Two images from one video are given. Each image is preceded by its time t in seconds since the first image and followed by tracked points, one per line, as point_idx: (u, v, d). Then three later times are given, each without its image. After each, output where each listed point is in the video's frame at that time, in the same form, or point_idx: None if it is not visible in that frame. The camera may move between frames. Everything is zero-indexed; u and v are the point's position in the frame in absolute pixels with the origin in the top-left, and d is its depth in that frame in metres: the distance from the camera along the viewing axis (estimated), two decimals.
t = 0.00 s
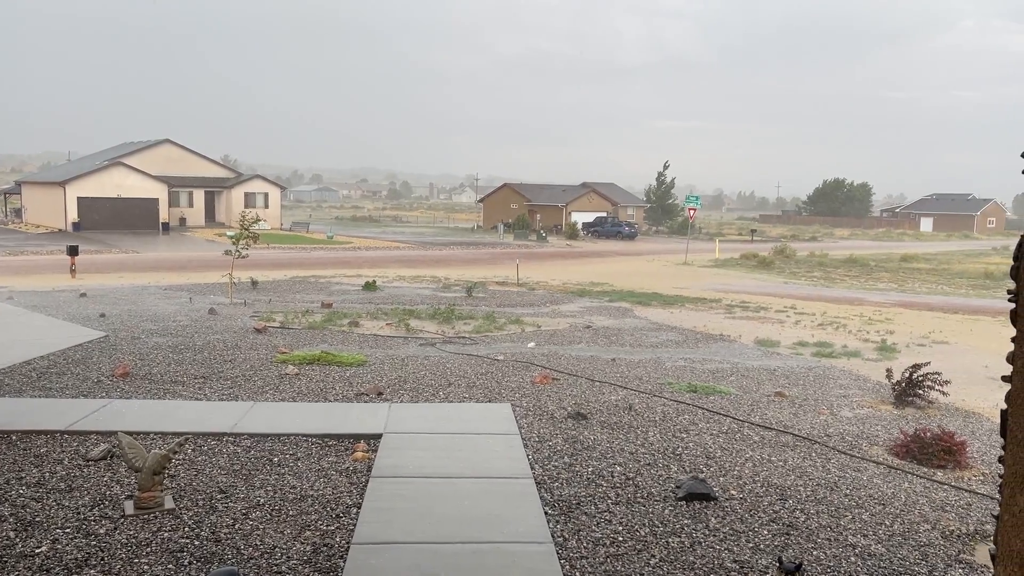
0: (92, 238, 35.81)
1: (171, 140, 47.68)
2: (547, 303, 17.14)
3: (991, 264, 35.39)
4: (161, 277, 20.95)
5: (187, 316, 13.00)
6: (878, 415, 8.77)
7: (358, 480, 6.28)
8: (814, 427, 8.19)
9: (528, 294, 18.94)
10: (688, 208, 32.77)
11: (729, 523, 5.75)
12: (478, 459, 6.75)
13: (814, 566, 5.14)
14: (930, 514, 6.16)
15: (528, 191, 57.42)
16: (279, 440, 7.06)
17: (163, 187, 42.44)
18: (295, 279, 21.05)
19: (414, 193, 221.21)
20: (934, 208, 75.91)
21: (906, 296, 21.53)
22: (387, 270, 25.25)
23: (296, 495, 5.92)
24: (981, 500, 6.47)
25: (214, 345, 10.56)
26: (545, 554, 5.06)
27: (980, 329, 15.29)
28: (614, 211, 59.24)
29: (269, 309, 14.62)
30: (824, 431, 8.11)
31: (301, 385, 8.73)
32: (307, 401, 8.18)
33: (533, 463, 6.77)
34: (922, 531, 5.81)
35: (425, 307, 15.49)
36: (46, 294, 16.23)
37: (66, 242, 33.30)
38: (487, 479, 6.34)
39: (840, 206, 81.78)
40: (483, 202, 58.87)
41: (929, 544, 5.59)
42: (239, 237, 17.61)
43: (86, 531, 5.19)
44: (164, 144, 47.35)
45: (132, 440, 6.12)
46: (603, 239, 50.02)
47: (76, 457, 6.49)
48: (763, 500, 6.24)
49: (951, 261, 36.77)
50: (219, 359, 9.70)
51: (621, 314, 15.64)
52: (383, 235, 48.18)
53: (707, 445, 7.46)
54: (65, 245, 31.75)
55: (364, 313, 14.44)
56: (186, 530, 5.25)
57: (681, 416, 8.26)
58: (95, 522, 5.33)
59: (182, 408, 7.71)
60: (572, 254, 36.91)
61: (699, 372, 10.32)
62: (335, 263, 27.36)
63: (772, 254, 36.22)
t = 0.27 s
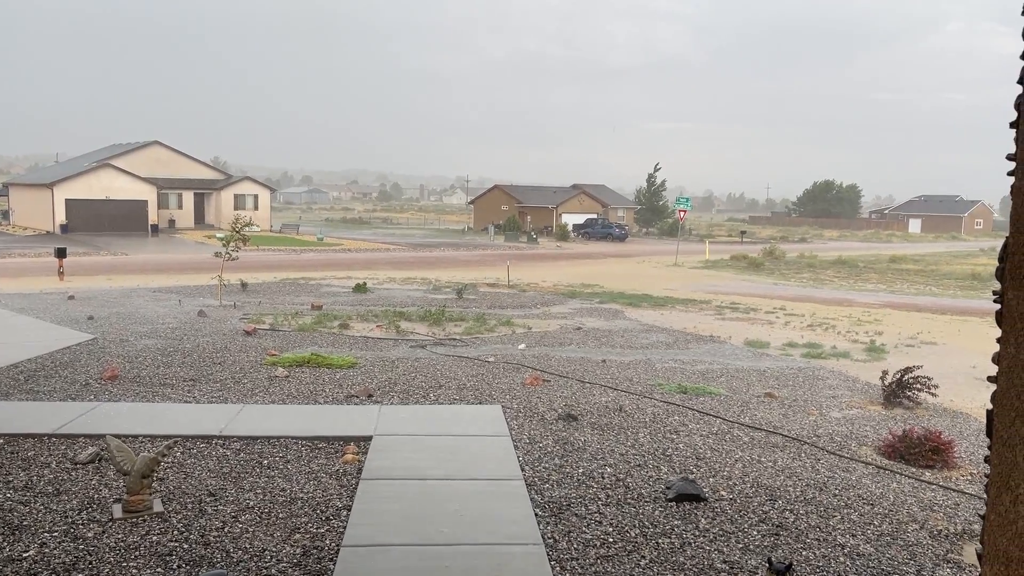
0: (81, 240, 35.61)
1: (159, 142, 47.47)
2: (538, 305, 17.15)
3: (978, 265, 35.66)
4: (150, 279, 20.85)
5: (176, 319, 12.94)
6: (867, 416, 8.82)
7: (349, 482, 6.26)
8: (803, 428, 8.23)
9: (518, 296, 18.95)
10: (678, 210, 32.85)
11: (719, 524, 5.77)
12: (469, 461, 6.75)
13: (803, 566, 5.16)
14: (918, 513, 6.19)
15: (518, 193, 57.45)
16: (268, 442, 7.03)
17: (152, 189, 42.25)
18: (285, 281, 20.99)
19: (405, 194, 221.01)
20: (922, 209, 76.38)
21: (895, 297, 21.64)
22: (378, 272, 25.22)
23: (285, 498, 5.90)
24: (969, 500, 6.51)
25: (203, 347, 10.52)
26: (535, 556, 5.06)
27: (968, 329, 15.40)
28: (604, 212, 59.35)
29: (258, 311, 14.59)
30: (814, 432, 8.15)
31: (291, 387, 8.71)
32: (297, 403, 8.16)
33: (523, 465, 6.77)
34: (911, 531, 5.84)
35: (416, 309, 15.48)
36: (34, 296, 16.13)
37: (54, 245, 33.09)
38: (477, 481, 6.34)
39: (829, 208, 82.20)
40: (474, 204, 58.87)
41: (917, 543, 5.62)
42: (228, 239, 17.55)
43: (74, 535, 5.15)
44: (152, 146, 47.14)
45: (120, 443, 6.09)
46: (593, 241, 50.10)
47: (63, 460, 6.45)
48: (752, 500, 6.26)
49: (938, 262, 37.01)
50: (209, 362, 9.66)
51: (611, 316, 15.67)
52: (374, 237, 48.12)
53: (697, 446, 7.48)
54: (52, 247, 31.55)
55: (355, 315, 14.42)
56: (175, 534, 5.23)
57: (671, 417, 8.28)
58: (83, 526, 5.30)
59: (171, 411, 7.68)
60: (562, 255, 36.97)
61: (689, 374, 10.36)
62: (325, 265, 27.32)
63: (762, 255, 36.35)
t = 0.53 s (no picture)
0: (67, 243, 35.38)
1: (148, 144, 47.24)
2: (527, 307, 17.16)
3: (965, 266, 35.92)
4: (136, 282, 20.73)
5: (163, 321, 12.88)
6: (855, 417, 8.87)
7: (337, 485, 6.25)
8: (791, 429, 8.27)
9: (507, 298, 18.95)
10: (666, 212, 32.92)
11: (707, 525, 5.79)
12: (458, 463, 6.74)
13: (791, 567, 5.18)
14: (905, 514, 6.23)
15: (508, 195, 57.48)
16: (256, 445, 7.01)
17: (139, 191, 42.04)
18: (274, 284, 20.92)
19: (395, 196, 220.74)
20: (909, 211, 76.89)
21: (882, 299, 21.77)
22: (366, 274, 25.17)
23: (274, 501, 5.88)
24: (955, 500, 6.56)
25: (191, 350, 10.47)
26: (525, 558, 5.05)
27: (954, 331, 15.51)
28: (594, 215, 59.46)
29: (246, 313, 14.53)
30: (802, 433, 8.18)
31: (279, 389, 8.68)
32: (286, 406, 8.13)
33: (513, 467, 6.77)
34: (898, 531, 5.87)
35: (405, 311, 15.46)
36: (20, 299, 16.01)
37: (40, 247, 32.85)
38: (467, 483, 6.33)
39: (817, 210, 82.63)
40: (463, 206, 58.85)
41: (903, 543, 5.65)
42: (216, 241, 17.47)
43: (59, 540, 5.11)
44: (141, 147, 46.92)
45: (106, 446, 6.05)
46: (583, 243, 50.17)
47: (49, 464, 6.40)
48: (741, 501, 6.28)
49: (926, 264, 37.26)
50: (196, 365, 9.61)
51: (600, 318, 15.70)
52: (363, 239, 48.02)
53: (685, 447, 7.50)
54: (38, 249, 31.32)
55: (343, 317, 14.38)
56: (163, 538, 5.20)
57: (660, 419, 8.30)
58: (69, 531, 5.26)
59: (158, 414, 7.64)
60: (551, 257, 37.01)
61: (678, 375, 10.38)
62: (314, 267, 27.24)
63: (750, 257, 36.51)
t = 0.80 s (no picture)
0: (54, 246, 35.17)
1: (135, 146, 47.00)
2: (516, 310, 17.16)
3: (952, 269, 36.15)
4: (123, 285, 20.61)
5: (150, 325, 12.80)
6: (842, 418, 8.91)
7: (325, 489, 6.22)
8: (780, 431, 8.29)
9: (497, 301, 18.94)
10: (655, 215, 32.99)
11: (696, 527, 5.80)
12: (447, 466, 6.73)
13: (778, 568, 5.20)
14: (892, 515, 6.26)
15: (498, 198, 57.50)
16: (244, 449, 6.97)
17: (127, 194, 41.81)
18: (262, 287, 20.84)
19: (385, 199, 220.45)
20: (897, 214, 77.36)
21: (869, 301, 21.88)
22: (355, 277, 25.11)
23: (261, 505, 5.85)
24: (942, 501, 6.59)
25: (178, 353, 10.41)
26: (513, 561, 5.05)
27: (941, 333, 15.60)
28: (584, 217, 59.55)
29: (235, 317, 14.46)
30: (790, 435, 8.21)
31: (267, 393, 8.64)
32: (273, 409, 8.09)
33: (501, 470, 6.75)
34: (885, 532, 5.90)
35: (394, 314, 15.44)
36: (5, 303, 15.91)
37: (26, 250, 32.63)
38: (455, 486, 6.32)
39: (806, 212, 83.03)
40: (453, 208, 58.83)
41: (890, 545, 5.67)
42: (203, 244, 17.39)
43: (44, 546, 5.07)
44: (128, 150, 46.66)
45: (92, 451, 6.00)
46: (573, 245, 50.23)
47: (34, 469, 6.35)
48: (729, 503, 6.29)
49: (913, 266, 37.50)
50: (183, 368, 9.56)
51: (589, 320, 15.72)
52: (353, 241, 47.92)
53: (674, 450, 7.51)
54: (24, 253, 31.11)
55: (332, 320, 14.33)
56: (149, 543, 5.16)
57: (649, 421, 8.31)
58: (54, 536, 5.21)
59: (145, 418, 7.58)
60: (541, 260, 37.04)
61: (667, 378, 10.40)
62: (302, 270, 27.15)
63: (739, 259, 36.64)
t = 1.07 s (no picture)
0: (42, 249, 34.95)
1: (123, 148, 46.78)
2: (506, 313, 17.16)
3: (939, 271, 36.37)
4: (111, 289, 20.50)
5: (138, 328, 12.74)
6: (831, 420, 8.95)
7: (314, 493, 6.20)
8: (768, 433, 8.32)
9: (487, 304, 18.92)
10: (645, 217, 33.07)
11: (685, 530, 5.81)
12: (436, 470, 6.71)
13: (767, 570, 5.21)
14: (880, 516, 6.29)
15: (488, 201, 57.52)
16: (232, 453, 6.94)
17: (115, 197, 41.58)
18: (250, 290, 20.77)
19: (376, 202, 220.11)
20: (885, 217, 77.80)
21: (858, 303, 21.99)
22: (345, 280, 25.05)
23: (249, 510, 5.82)
24: (929, 502, 6.63)
25: (166, 357, 10.36)
26: (502, 564, 5.04)
27: (928, 335, 15.69)
28: (574, 220, 59.63)
29: (223, 320, 14.41)
30: (778, 437, 8.24)
31: (256, 397, 8.60)
32: (262, 413, 8.06)
33: (491, 473, 6.75)
34: (873, 534, 5.93)
35: (383, 317, 15.41)
36: None
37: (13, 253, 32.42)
38: (444, 490, 6.31)
39: (795, 215, 83.39)
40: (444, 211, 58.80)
41: (877, 546, 5.70)
42: (192, 247, 17.31)
43: (30, 551, 5.03)
44: (116, 152, 46.43)
45: (79, 455, 5.96)
46: (563, 248, 50.29)
47: (20, 474, 6.30)
48: (718, 506, 6.30)
49: (901, 269, 37.72)
50: (171, 372, 9.50)
51: (579, 323, 15.73)
52: (342, 245, 47.82)
53: (663, 452, 7.52)
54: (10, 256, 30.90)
55: (321, 323, 14.28)
56: (136, 548, 5.13)
57: (638, 424, 8.33)
58: (40, 541, 5.17)
59: (132, 423, 7.54)
60: (531, 262, 37.07)
61: (657, 380, 10.42)
62: (292, 273, 27.08)
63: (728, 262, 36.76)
